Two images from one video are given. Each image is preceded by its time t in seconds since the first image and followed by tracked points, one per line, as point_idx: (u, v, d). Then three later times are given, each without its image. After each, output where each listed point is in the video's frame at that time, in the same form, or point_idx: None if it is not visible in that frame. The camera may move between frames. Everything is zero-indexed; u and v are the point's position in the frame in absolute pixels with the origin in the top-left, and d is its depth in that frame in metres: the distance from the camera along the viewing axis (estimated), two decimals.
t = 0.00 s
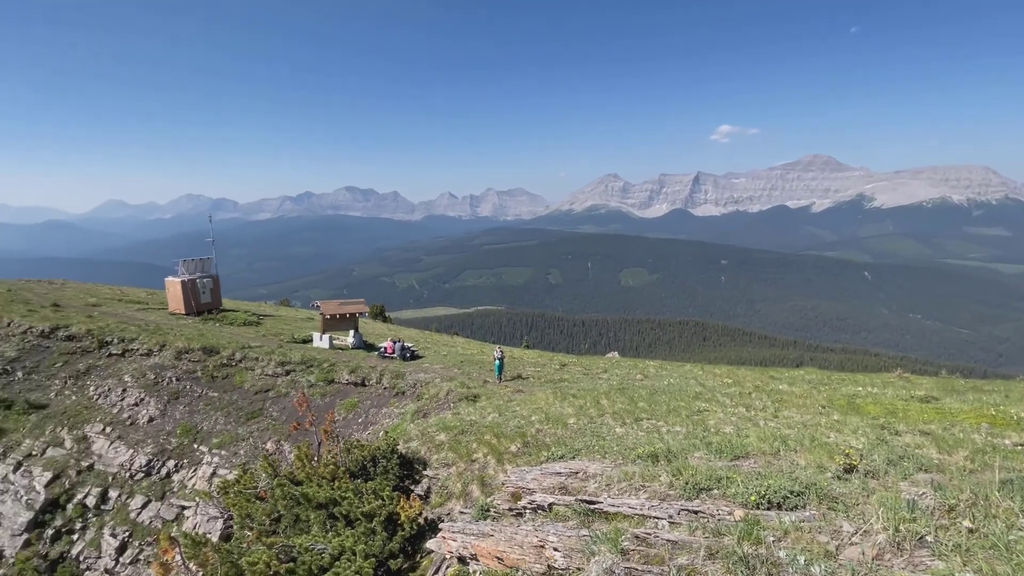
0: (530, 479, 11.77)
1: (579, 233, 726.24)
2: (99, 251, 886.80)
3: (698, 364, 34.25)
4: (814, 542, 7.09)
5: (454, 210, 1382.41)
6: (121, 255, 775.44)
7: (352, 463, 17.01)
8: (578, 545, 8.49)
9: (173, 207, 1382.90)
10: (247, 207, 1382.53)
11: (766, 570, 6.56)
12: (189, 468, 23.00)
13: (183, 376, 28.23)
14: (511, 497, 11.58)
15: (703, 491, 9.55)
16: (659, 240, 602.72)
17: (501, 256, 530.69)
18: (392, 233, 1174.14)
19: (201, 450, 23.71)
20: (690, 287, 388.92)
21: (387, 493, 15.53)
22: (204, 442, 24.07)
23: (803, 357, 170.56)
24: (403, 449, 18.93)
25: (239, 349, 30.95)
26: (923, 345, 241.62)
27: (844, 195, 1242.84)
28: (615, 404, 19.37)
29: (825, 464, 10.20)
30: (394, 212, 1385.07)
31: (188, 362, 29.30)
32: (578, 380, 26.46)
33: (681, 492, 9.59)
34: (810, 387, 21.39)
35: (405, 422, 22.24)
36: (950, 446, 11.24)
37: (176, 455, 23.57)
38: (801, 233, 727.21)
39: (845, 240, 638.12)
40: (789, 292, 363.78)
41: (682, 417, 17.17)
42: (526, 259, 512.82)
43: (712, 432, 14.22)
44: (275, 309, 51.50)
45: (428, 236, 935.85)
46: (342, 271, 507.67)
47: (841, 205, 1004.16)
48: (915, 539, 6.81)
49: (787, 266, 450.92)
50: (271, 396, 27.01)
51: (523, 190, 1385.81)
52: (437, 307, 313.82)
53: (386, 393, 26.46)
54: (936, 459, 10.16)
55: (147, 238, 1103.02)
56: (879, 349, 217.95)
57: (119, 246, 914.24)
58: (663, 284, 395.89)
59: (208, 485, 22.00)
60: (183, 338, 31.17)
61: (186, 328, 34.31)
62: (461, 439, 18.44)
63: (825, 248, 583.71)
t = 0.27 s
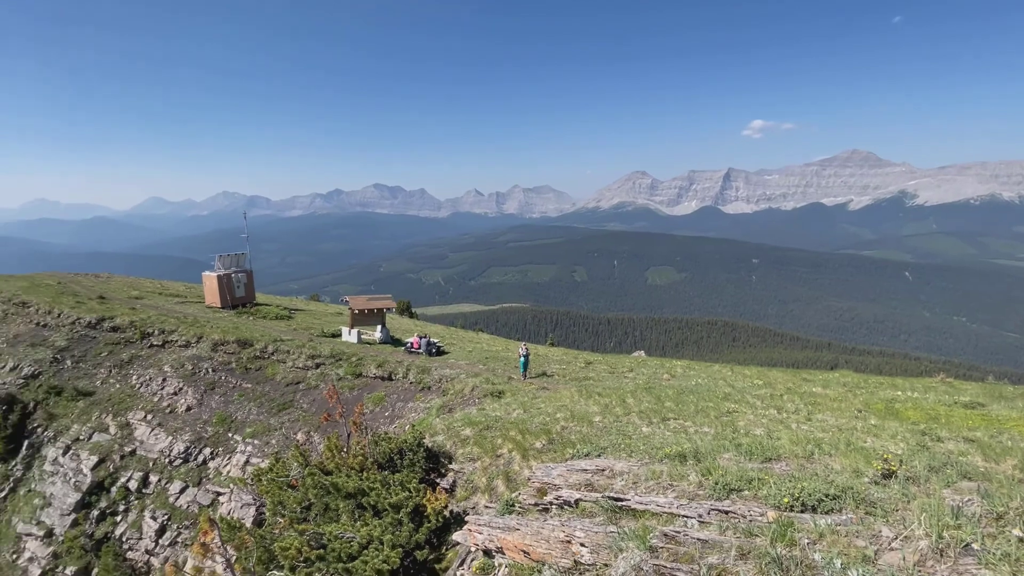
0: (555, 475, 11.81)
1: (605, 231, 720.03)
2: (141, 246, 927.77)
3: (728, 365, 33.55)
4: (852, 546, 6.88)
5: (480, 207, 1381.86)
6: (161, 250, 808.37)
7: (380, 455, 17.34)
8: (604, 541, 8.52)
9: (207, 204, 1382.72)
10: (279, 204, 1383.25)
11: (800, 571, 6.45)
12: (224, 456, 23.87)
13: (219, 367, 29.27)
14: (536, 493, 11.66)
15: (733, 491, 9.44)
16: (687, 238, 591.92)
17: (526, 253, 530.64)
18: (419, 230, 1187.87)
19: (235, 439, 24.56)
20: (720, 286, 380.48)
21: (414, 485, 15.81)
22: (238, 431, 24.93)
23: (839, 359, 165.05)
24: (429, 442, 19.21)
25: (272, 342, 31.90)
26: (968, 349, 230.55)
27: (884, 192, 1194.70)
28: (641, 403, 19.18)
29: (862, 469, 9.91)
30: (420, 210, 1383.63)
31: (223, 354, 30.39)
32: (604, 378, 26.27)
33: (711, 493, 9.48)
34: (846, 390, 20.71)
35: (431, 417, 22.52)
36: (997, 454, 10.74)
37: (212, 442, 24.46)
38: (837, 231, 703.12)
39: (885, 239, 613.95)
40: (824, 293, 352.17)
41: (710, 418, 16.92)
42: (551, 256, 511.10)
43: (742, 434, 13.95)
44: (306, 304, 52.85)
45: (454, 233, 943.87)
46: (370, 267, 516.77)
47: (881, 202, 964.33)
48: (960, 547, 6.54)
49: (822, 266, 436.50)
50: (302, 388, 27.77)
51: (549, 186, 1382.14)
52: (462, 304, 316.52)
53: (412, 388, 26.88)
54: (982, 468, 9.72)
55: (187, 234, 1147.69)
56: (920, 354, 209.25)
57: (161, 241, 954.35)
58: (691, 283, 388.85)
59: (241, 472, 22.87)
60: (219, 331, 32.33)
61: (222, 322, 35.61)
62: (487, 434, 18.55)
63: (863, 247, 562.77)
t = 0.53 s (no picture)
0: (581, 472, 11.81)
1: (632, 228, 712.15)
2: (181, 241, 964.68)
3: (758, 366, 32.80)
4: (891, 552, 6.67)
5: (505, 204, 1381.97)
6: (199, 245, 839.10)
7: (406, 448, 17.62)
8: (632, 538, 8.52)
9: (240, 202, 1383.52)
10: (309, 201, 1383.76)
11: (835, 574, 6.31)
12: (256, 444, 24.66)
13: (252, 359, 30.22)
14: (562, 489, 11.68)
15: (764, 493, 9.29)
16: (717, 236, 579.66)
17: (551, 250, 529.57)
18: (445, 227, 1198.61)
19: (267, 428, 25.31)
20: (750, 285, 371.43)
21: (439, 478, 16.07)
22: (270, 421, 25.71)
23: (876, 362, 159.32)
24: (455, 436, 19.42)
25: (302, 335, 32.74)
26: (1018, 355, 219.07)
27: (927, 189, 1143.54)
28: (667, 403, 18.98)
29: (901, 475, 9.58)
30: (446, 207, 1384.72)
31: (256, 346, 31.39)
32: (630, 376, 26.05)
33: (741, 493, 9.36)
34: (884, 394, 20.00)
35: (457, 412, 22.78)
36: None
37: (245, 431, 25.30)
38: (876, 229, 678.14)
39: (928, 236, 588.62)
40: (860, 293, 339.96)
41: (740, 419, 16.59)
42: (577, 253, 508.31)
43: (773, 436, 13.67)
44: (335, 298, 54.04)
45: (480, 230, 949.08)
46: (397, 262, 524.69)
47: (925, 198, 923.72)
48: (1007, 557, 6.25)
49: (859, 264, 421.24)
50: (331, 380, 28.44)
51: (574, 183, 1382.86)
52: (487, 300, 318.47)
53: (438, 382, 27.22)
54: None
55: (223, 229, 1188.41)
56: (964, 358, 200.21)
57: (199, 236, 991.54)
58: (720, 281, 380.92)
59: (273, 461, 23.59)
60: (252, 324, 33.38)
61: (256, 315, 36.77)
62: (511, 430, 18.65)
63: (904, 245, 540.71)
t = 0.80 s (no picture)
0: (606, 468, 11.78)
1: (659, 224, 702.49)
2: (217, 236, 997.58)
3: (789, 367, 32.00)
4: (930, 558, 6.48)
5: (531, 200, 1382.10)
6: (234, 240, 867.18)
7: (431, 440, 17.86)
8: (658, 536, 8.48)
9: (272, 198, 1382.88)
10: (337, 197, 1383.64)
11: None
12: (286, 434, 25.36)
13: (283, 351, 31.09)
14: (586, 485, 11.69)
15: (795, 495, 9.10)
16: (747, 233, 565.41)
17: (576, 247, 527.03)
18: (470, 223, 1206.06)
19: (297, 418, 26.01)
20: (781, 283, 361.62)
21: (463, 472, 16.22)
22: (300, 411, 26.41)
23: (915, 365, 153.35)
24: (479, 431, 19.61)
25: (331, 329, 33.53)
26: None
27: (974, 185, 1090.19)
28: (694, 402, 18.72)
29: (942, 482, 9.23)
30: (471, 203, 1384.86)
31: (287, 338, 32.27)
32: (656, 375, 25.74)
33: (771, 495, 9.19)
34: (923, 398, 19.28)
35: (481, 406, 22.95)
36: None
37: (276, 421, 26.06)
38: (918, 227, 652.05)
39: (974, 234, 562.46)
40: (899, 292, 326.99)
41: (769, 420, 16.21)
42: (603, 250, 504.15)
43: (804, 438, 13.34)
44: (362, 293, 55.03)
45: (505, 226, 951.44)
46: (422, 258, 530.65)
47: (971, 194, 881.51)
48: None
49: (898, 263, 405.17)
50: (358, 373, 29.06)
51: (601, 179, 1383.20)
52: (511, 296, 319.16)
53: (462, 377, 27.49)
54: None
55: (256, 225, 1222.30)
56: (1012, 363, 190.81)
57: (233, 232, 1023.91)
58: (750, 279, 371.92)
59: (302, 450, 24.27)
60: (282, 317, 34.31)
61: (286, 308, 37.78)
62: (535, 426, 18.71)
63: (947, 244, 517.83)
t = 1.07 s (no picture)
0: (630, 465, 11.74)
1: (687, 221, 690.83)
2: (250, 231, 1027.09)
3: (821, 368, 31.11)
4: (972, 566, 6.23)
5: (556, 196, 1382.49)
6: (266, 235, 891.90)
7: (456, 433, 18.05)
8: (683, 533, 8.42)
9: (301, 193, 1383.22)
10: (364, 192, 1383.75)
11: None
12: (314, 424, 26.02)
13: (312, 342, 31.86)
14: (611, 482, 11.65)
15: (827, 497, 8.90)
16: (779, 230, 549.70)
17: (601, 243, 523.31)
18: (495, 218, 1210.23)
19: (324, 408, 26.67)
20: (814, 282, 351.14)
21: (487, 465, 16.35)
22: (327, 402, 27.03)
23: (957, 368, 147.16)
24: (502, 426, 19.71)
25: (357, 322, 34.21)
26: None
27: None
28: (721, 401, 18.41)
29: (983, 489, 8.91)
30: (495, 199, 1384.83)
31: (315, 330, 33.05)
32: (681, 373, 25.40)
33: (803, 496, 8.99)
34: (964, 403, 18.48)
35: (504, 402, 23.07)
36: None
37: (305, 411, 26.74)
38: (962, 223, 624.74)
39: None
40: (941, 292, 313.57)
41: (799, 422, 15.83)
42: (628, 246, 498.82)
43: (836, 440, 13.01)
44: (389, 287, 55.88)
45: (530, 222, 951.67)
46: (447, 254, 534.99)
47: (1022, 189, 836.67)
48: None
49: (940, 262, 388.50)
50: (383, 365, 29.59)
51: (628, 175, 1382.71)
52: (535, 292, 318.78)
53: (485, 371, 27.66)
54: None
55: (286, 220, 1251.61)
56: None
57: (264, 227, 1052.27)
58: (780, 277, 362.34)
59: (330, 440, 24.87)
60: (311, 310, 35.14)
61: (315, 301, 38.69)
62: (559, 421, 18.72)
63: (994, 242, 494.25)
